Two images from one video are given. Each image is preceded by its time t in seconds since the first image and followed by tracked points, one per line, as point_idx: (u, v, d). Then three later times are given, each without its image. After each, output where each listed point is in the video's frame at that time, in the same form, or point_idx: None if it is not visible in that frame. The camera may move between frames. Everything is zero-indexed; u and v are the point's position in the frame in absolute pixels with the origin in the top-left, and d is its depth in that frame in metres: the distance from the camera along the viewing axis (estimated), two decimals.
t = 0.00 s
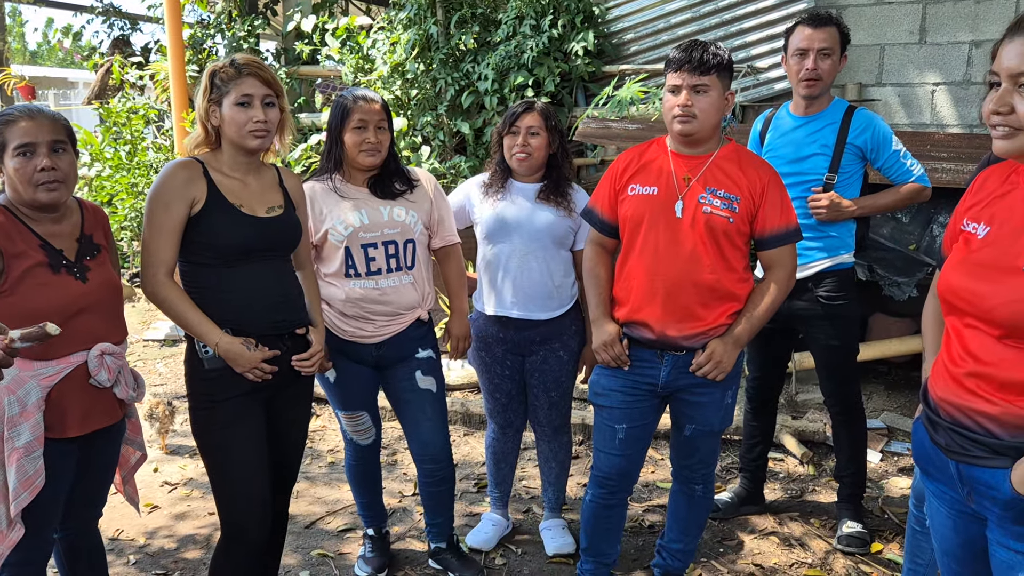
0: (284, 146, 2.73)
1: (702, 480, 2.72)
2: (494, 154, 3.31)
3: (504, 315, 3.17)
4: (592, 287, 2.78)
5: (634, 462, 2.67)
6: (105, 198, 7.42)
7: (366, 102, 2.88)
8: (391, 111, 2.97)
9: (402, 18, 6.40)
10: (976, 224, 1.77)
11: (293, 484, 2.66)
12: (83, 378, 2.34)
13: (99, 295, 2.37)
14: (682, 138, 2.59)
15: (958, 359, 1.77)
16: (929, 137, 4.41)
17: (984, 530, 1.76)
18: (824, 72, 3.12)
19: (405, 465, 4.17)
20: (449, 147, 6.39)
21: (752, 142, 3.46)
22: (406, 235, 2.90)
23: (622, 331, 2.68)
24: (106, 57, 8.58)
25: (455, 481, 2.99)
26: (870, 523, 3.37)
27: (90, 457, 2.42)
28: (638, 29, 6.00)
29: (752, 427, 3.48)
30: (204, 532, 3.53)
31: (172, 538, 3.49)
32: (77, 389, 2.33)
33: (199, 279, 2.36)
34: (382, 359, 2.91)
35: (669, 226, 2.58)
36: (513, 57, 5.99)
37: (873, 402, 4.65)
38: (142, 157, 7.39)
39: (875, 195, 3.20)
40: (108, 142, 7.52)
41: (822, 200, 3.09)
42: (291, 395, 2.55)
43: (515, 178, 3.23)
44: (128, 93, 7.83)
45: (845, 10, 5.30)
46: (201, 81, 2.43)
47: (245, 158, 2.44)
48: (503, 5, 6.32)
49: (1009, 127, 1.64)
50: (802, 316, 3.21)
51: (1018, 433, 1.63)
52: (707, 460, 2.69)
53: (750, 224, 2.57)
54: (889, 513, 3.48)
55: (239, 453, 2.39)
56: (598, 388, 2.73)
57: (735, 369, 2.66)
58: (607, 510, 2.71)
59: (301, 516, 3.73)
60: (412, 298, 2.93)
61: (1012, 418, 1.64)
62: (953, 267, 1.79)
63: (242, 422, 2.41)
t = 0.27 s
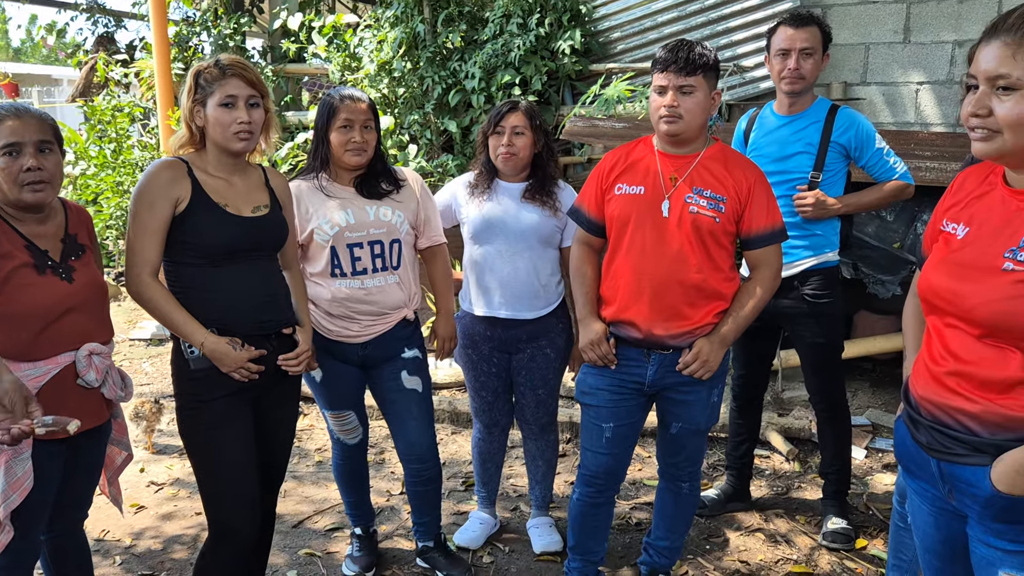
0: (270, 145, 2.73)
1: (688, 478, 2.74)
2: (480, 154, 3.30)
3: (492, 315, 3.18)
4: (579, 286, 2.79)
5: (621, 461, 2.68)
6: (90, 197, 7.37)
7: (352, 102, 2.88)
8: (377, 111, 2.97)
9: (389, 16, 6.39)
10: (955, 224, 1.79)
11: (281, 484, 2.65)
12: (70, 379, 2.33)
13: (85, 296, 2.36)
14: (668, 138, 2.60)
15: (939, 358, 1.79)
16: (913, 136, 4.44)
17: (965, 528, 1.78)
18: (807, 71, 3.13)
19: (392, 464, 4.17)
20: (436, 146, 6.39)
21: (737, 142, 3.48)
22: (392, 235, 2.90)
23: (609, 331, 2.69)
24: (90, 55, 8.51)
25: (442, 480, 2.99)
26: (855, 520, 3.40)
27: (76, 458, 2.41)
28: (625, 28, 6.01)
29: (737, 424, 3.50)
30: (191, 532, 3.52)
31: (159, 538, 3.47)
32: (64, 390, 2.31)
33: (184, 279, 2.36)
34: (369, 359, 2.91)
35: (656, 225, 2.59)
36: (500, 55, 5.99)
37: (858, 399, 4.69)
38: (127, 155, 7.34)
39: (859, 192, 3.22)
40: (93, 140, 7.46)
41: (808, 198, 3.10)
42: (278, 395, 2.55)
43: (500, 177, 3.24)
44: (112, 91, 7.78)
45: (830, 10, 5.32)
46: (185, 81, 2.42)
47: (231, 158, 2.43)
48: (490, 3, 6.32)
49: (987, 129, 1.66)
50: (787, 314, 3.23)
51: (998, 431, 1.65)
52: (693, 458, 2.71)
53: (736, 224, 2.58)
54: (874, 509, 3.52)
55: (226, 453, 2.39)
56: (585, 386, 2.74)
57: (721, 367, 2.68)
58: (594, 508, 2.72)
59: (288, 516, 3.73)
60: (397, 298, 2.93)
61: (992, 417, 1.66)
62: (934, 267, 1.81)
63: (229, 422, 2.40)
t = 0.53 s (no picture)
0: (255, 143, 2.71)
1: (676, 475, 2.75)
2: (466, 151, 3.29)
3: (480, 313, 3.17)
4: (566, 284, 2.79)
5: (608, 458, 2.69)
6: (73, 195, 7.29)
7: (337, 99, 2.86)
8: (363, 108, 2.95)
9: (375, 14, 6.36)
10: (939, 220, 1.80)
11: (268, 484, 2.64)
12: (56, 379, 2.31)
13: (70, 294, 2.33)
14: (656, 136, 2.61)
15: (924, 354, 1.80)
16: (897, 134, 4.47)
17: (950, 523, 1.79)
18: (790, 69, 3.15)
19: (380, 463, 4.16)
20: (423, 144, 6.37)
21: (720, 140, 3.48)
22: (377, 234, 2.89)
23: (596, 329, 2.69)
24: (73, 52, 8.42)
25: (430, 479, 2.99)
26: (841, 516, 3.42)
27: (61, 460, 2.38)
28: (612, 26, 6.01)
29: (724, 422, 3.51)
30: (179, 533, 3.49)
31: (146, 539, 3.45)
32: (50, 391, 2.29)
33: (169, 278, 2.34)
34: (355, 358, 2.90)
35: (643, 223, 2.59)
36: (487, 53, 5.99)
37: (844, 395, 4.72)
38: (112, 153, 7.28)
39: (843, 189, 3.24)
40: (76, 138, 7.38)
41: (794, 195, 3.12)
42: (264, 395, 2.54)
43: (488, 175, 3.23)
44: (96, 88, 7.71)
45: (815, 8, 5.33)
46: (168, 78, 2.40)
47: (215, 155, 2.42)
48: (477, 1, 6.30)
49: (972, 127, 1.67)
50: (774, 312, 3.24)
51: (982, 426, 1.66)
52: (681, 455, 2.72)
53: (723, 222, 2.59)
54: (860, 505, 3.54)
55: (212, 453, 2.37)
56: (573, 384, 2.74)
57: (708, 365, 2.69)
58: (582, 506, 2.72)
59: (276, 515, 3.71)
60: (383, 296, 2.91)
61: (976, 412, 1.67)
62: (919, 263, 1.82)
63: (215, 422, 2.38)
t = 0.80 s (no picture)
0: (247, 140, 2.69)
1: (670, 473, 2.75)
2: (459, 150, 3.28)
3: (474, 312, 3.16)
4: (560, 282, 2.79)
5: (602, 456, 2.68)
6: (60, 195, 7.21)
7: (327, 98, 2.84)
8: (354, 106, 2.93)
9: (365, 12, 6.34)
10: (936, 217, 1.81)
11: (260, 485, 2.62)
12: (46, 379, 2.28)
13: (60, 294, 2.31)
14: (649, 133, 2.61)
15: (921, 351, 1.80)
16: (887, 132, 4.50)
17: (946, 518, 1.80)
18: (780, 66, 3.15)
19: (372, 462, 4.14)
20: (413, 142, 6.34)
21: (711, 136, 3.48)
22: (368, 233, 2.87)
23: (590, 327, 2.69)
24: (59, 50, 8.35)
25: (423, 478, 2.98)
26: (833, 512, 3.43)
27: (51, 461, 2.36)
28: (602, 24, 6.01)
29: (716, 419, 3.51)
30: (171, 534, 3.47)
31: (137, 540, 3.42)
32: (40, 391, 2.27)
33: (161, 277, 2.31)
34: (347, 357, 2.88)
35: (637, 220, 2.59)
36: (477, 51, 5.98)
37: (835, 392, 4.74)
38: (98, 152, 7.22)
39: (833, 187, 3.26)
40: (63, 137, 7.30)
41: (784, 193, 3.12)
42: (256, 395, 2.52)
43: (482, 173, 3.22)
44: (82, 87, 7.65)
45: (805, 7, 5.35)
46: (159, 75, 2.38)
47: (208, 153, 2.40)
48: None
49: (971, 124, 1.67)
50: (766, 310, 3.25)
51: (979, 422, 1.67)
52: (675, 453, 2.72)
53: (716, 218, 2.59)
54: (851, 501, 3.56)
55: (205, 454, 2.35)
56: (567, 382, 2.74)
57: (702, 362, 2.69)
58: (576, 504, 2.72)
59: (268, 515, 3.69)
60: (375, 295, 2.90)
61: (973, 408, 1.67)
62: (915, 260, 1.82)
63: (207, 422, 2.37)
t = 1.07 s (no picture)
0: (238, 143, 2.68)
1: (661, 475, 2.76)
2: (450, 154, 3.28)
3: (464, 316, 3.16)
4: (550, 285, 2.79)
5: (593, 460, 2.69)
6: (47, 197, 7.17)
7: (318, 102, 2.84)
8: (345, 110, 2.92)
9: (354, 13, 6.32)
10: (926, 223, 1.82)
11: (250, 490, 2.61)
12: (33, 386, 2.27)
13: (47, 299, 2.30)
14: (637, 137, 2.62)
15: (911, 356, 1.81)
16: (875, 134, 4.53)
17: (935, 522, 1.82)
18: (768, 69, 3.16)
19: (362, 465, 4.14)
20: (403, 144, 6.33)
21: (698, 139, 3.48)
22: (358, 237, 2.87)
23: (580, 330, 2.69)
24: (46, 51, 8.29)
25: (413, 482, 2.97)
26: (822, 513, 3.45)
27: (39, 468, 2.34)
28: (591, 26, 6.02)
29: (706, 422, 3.52)
30: (160, 538, 3.45)
31: (126, 545, 3.40)
32: (27, 397, 2.25)
33: (150, 282, 2.30)
34: (337, 360, 2.87)
35: (625, 221, 2.59)
36: (467, 53, 5.97)
37: (824, 393, 4.76)
38: (86, 154, 7.18)
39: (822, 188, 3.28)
40: (50, 139, 7.25)
41: (776, 196, 3.14)
42: (246, 400, 2.51)
43: (473, 177, 3.21)
44: (69, 88, 7.60)
45: (793, 9, 5.37)
46: (148, 79, 2.37)
47: (197, 157, 2.39)
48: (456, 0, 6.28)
49: (960, 131, 1.69)
50: (756, 313, 3.26)
51: (968, 427, 1.68)
52: (665, 456, 2.73)
53: (705, 220, 2.60)
54: (840, 502, 3.57)
55: (194, 460, 2.34)
56: (557, 386, 2.74)
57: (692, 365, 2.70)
58: (568, 508, 2.72)
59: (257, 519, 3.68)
60: (364, 299, 2.90)
61: (963, 413, 1.69)
62: (905, 265, 1.83)
63: (197, 428, 2.36)
